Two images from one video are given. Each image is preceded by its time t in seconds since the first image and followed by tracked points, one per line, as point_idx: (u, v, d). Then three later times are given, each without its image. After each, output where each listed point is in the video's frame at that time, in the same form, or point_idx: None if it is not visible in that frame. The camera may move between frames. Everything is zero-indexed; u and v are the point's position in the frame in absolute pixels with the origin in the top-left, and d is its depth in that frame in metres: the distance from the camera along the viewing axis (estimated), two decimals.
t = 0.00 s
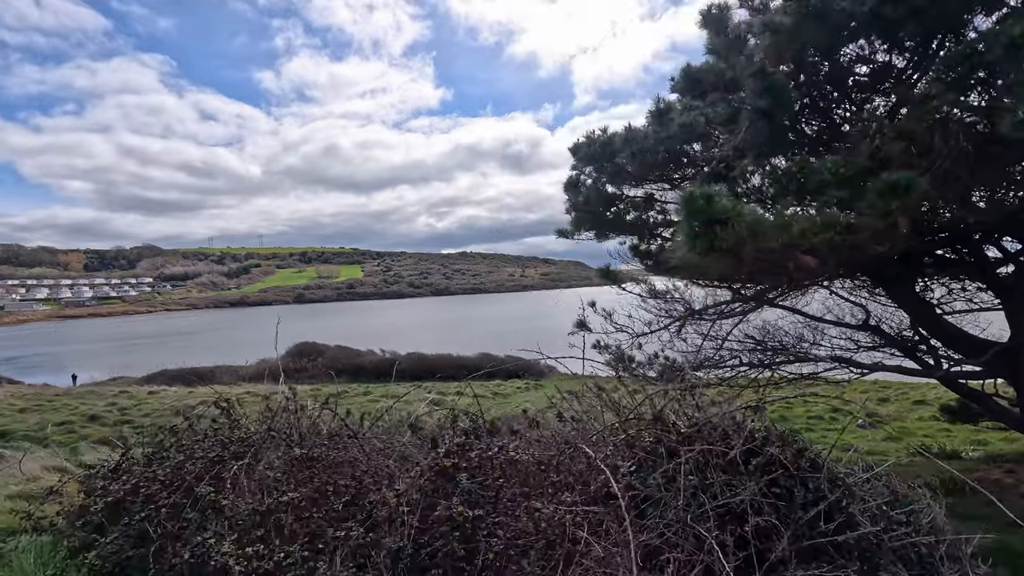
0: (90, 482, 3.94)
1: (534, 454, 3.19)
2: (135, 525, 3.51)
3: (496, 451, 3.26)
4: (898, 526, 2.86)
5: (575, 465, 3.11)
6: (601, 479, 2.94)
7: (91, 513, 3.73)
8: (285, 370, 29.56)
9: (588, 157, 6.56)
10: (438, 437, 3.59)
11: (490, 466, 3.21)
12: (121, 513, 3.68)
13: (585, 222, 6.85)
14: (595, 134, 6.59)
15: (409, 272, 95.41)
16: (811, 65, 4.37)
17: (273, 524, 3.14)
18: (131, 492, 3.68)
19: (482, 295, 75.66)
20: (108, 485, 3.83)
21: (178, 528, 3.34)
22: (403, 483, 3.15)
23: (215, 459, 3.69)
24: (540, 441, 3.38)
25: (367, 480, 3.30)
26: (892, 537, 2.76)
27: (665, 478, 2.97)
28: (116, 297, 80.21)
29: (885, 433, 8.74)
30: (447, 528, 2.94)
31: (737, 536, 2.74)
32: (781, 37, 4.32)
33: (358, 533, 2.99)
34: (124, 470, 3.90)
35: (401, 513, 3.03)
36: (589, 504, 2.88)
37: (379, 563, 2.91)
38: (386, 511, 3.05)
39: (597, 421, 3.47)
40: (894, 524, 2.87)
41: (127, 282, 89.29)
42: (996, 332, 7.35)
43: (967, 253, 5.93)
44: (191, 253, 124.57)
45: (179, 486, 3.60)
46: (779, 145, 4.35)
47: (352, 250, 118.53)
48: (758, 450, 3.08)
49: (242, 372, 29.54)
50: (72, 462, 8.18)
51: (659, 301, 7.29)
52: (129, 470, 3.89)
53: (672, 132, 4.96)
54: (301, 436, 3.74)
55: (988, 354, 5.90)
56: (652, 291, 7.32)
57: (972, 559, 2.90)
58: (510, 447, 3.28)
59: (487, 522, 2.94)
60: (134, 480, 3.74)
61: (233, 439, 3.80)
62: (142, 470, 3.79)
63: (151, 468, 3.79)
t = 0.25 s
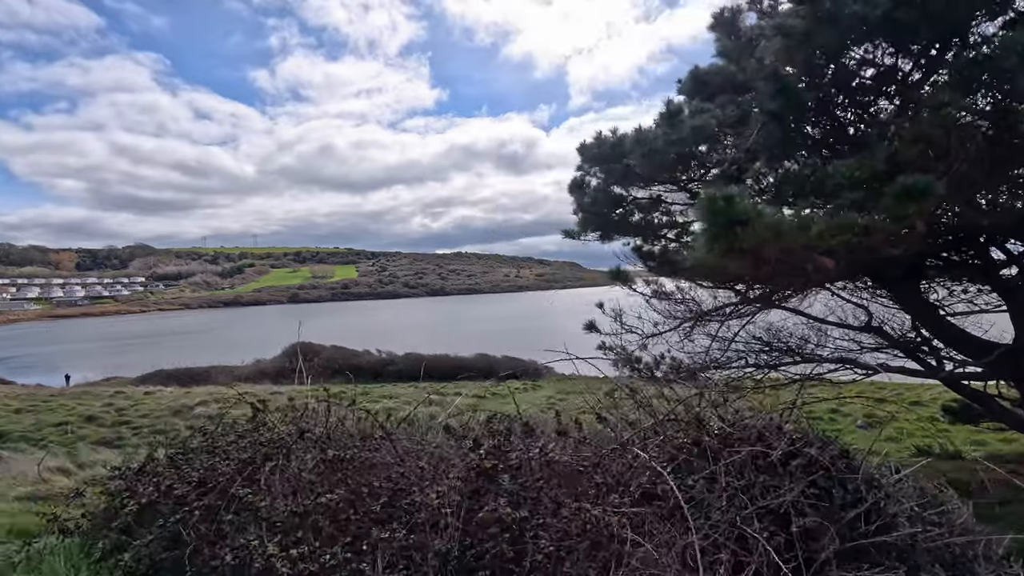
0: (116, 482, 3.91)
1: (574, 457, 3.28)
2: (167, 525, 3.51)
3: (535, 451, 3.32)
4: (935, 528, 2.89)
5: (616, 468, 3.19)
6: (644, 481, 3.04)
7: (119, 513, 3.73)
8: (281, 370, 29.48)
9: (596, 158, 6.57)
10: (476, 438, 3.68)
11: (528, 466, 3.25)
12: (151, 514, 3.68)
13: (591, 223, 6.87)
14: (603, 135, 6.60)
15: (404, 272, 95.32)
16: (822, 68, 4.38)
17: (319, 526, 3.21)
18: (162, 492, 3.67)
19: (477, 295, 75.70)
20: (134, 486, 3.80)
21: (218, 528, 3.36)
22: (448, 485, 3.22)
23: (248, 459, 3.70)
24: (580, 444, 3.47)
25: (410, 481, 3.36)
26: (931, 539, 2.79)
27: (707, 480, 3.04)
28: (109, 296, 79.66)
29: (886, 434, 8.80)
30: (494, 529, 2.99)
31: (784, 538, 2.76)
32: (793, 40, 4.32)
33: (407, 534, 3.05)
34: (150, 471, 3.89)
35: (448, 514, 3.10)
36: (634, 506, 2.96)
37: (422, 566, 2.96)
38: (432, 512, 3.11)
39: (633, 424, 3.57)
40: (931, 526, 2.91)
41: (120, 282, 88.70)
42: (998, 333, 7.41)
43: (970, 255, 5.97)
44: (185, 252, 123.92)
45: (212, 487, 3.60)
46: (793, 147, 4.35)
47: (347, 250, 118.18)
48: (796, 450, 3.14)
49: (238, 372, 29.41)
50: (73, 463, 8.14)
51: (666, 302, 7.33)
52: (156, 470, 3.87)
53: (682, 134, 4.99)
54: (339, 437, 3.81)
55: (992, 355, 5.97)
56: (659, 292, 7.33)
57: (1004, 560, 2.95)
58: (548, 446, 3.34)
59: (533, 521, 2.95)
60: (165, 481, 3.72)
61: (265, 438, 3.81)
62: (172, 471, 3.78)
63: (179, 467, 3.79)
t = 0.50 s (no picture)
0: (163, 485, 4.17)
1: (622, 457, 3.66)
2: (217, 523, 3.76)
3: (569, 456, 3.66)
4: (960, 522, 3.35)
5: (648, 474, 3.54)
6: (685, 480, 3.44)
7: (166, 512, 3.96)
8: (277, 371, 29.34)
9: (604, 159, 6.61)
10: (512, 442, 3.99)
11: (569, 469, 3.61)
12: (194, 513, 3.89)
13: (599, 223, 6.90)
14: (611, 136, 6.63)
15: (399, 274, 95.18)
16: (834, 70, 4.43)
17: (367, 521, 3.47)
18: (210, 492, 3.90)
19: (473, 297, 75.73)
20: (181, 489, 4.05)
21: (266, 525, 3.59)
22: (489, 482, 3.48)
23: (295, 461, 3.98)
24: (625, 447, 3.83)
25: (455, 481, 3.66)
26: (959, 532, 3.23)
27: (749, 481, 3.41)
28: (101, 297, 79.05)
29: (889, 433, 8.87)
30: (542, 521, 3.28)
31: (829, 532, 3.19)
32: (806, 42, 4.36)
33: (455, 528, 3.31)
34: (192, 475, 4.12)
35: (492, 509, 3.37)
36: (678, 503, 3.32)
37: (476, 557, 3.22)
38: (476, 509, 3.38)
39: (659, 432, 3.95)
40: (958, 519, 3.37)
41: (113, 282, 88.06)
42: (1000, 334, 7.48)
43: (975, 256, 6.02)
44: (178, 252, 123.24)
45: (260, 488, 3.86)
46: (804, 148, 4.39)
47: (342, 250, 117.84)
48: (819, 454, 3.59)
49: (233, 373, 29.25)
50: (76, 464, 8.10)
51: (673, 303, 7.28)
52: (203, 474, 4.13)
53: (693, 135, 5.02)
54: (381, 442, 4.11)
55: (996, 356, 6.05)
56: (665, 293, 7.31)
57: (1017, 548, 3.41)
58: (580, 450, 3.70)
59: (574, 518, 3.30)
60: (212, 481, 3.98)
61: (307, 443, 4.08)
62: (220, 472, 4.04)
63: (225, 469, 4.04)
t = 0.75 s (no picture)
0: (195, 486, 4.19)
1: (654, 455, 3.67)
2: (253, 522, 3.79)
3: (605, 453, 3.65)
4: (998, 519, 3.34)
5: (686, 470, 3.54)
6: (724, 478, 3.45)
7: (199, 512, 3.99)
8: (273, 373, 29.21)
9: (611, 160, 6.65)
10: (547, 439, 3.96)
11: (606, 465, 3.60)
12: (228, 514, 3.90)
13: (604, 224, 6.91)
14: (617, 136, 6.67)
15: (394, 274, 95.07)
16: (842, 72, 4.48)
17: (405, 518, 3.47)
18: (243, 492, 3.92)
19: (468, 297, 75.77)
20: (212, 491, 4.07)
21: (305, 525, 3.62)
22: (527, 481, 3.45)
23: (327, 460, 3.98)
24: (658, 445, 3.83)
25: (489, 477, 3.61)
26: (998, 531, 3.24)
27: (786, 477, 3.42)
28: (92, 299, 78.38)
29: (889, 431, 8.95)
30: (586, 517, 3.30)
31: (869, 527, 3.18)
32: (815, 43, 4.42)
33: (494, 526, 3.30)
34: (225, 475, 4.13)
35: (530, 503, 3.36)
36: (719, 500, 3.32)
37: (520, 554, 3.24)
38: (514, 508, 3.37)
39: (695, 429, 3.97)
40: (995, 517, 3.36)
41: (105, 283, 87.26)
42: (1000, 333, 7.57)
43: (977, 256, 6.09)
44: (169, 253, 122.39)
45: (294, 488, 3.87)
46: (814, 148, 4.43)
47: (336, 251, 117.42)
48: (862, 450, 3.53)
49: (229, 375, 29.07)
50: (76, 467, 8.02)
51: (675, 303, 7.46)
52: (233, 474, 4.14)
53: (703, 135, 5.05)
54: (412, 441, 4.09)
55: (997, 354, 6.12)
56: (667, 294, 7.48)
57: None
58: (615, 448, 3.71)
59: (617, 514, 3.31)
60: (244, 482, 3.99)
61: (343, 441, 4.07)
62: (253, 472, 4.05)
63: (258, 469, 4.08)
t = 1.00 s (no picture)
0: (223, 495, 4.24)
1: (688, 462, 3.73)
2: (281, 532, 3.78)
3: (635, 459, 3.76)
4: None
5: (716, 477, 3.65)
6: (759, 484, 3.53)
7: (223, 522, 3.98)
8: (269, 374, 29.10)
9: (617, 162, 6.66)
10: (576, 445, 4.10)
11: (637, 468, 3.72)
12: (258, 522, 3.90)
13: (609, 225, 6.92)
14: (623, 139, 6.68)
15: (388, 275, 94.91)
16: (852, 77, 4.51)
17: (442, 527, 3.52)
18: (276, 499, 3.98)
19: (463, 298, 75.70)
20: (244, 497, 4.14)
21: (340, 534, 3.64)
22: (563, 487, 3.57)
23: (359, 467, 4.06)
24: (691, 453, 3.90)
25: (523, 482, 3.70)
26: None
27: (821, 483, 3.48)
28: (84, 299, 77.81)
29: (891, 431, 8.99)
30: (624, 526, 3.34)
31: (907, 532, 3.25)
32: (825, 47, 4.43)
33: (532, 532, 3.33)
34: (257, 482, 4.18)
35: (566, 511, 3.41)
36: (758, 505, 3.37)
37: (562, 562, 3.26)
38: (551, 515, 3.42)
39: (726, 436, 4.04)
40: None
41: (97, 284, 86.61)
42: (1001, 334, 7.61)
43: (980, 258, 6.13)
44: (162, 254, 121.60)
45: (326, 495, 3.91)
46: (825, 152, 4.44)
47: (331, 252, 117.05)
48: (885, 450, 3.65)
49: (225, 376, 28.89)
50: (77, 470, 7.94)
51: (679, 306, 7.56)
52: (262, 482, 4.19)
53: (712, 138, 5.04)
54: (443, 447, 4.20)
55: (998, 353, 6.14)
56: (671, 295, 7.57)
57: None
58: (652, 453, 3.82)
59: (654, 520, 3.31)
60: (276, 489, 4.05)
61: (376, 449, 4.17)
62: (283, 479, 4.11)
63: (289, 476, 4.12)
